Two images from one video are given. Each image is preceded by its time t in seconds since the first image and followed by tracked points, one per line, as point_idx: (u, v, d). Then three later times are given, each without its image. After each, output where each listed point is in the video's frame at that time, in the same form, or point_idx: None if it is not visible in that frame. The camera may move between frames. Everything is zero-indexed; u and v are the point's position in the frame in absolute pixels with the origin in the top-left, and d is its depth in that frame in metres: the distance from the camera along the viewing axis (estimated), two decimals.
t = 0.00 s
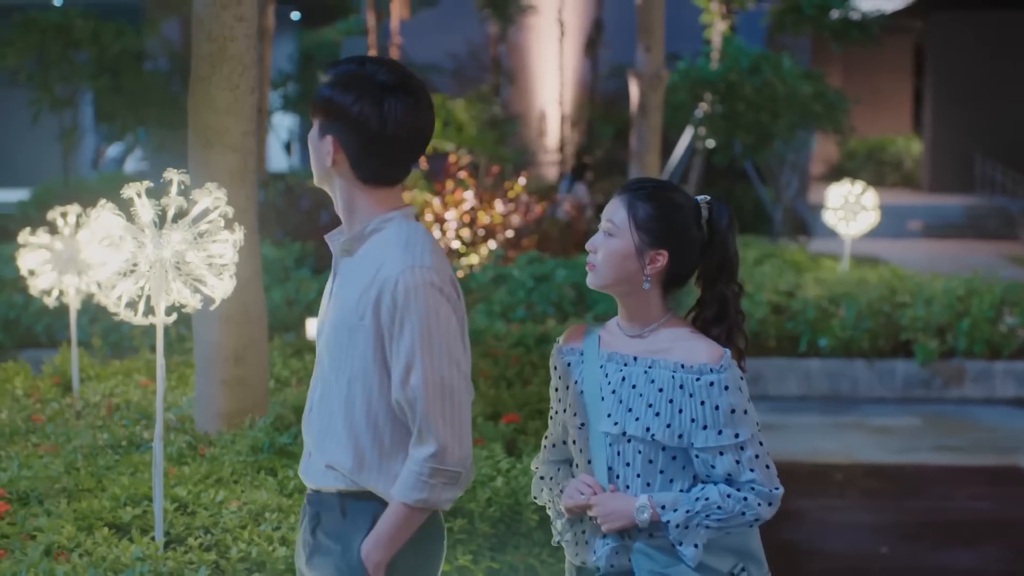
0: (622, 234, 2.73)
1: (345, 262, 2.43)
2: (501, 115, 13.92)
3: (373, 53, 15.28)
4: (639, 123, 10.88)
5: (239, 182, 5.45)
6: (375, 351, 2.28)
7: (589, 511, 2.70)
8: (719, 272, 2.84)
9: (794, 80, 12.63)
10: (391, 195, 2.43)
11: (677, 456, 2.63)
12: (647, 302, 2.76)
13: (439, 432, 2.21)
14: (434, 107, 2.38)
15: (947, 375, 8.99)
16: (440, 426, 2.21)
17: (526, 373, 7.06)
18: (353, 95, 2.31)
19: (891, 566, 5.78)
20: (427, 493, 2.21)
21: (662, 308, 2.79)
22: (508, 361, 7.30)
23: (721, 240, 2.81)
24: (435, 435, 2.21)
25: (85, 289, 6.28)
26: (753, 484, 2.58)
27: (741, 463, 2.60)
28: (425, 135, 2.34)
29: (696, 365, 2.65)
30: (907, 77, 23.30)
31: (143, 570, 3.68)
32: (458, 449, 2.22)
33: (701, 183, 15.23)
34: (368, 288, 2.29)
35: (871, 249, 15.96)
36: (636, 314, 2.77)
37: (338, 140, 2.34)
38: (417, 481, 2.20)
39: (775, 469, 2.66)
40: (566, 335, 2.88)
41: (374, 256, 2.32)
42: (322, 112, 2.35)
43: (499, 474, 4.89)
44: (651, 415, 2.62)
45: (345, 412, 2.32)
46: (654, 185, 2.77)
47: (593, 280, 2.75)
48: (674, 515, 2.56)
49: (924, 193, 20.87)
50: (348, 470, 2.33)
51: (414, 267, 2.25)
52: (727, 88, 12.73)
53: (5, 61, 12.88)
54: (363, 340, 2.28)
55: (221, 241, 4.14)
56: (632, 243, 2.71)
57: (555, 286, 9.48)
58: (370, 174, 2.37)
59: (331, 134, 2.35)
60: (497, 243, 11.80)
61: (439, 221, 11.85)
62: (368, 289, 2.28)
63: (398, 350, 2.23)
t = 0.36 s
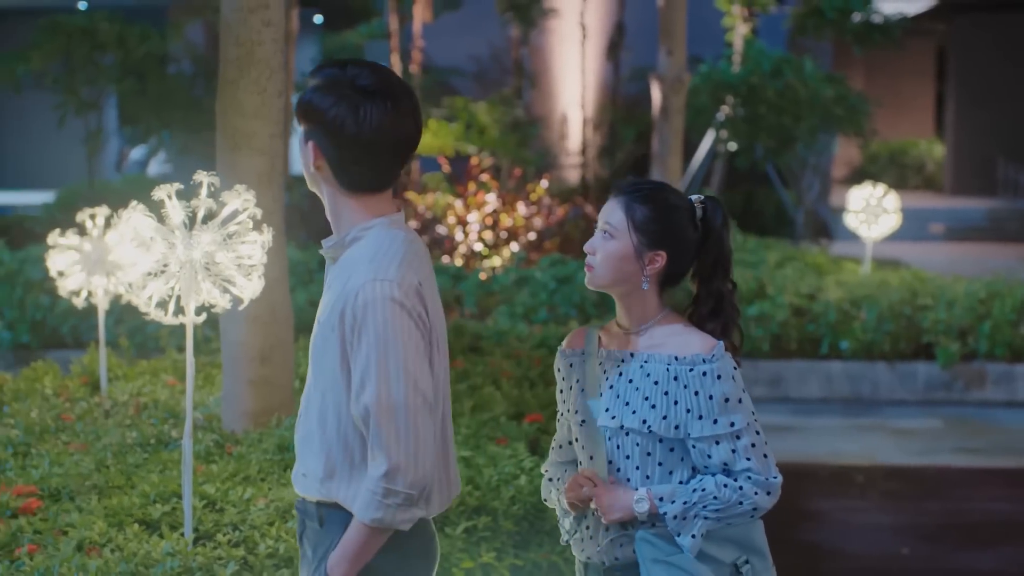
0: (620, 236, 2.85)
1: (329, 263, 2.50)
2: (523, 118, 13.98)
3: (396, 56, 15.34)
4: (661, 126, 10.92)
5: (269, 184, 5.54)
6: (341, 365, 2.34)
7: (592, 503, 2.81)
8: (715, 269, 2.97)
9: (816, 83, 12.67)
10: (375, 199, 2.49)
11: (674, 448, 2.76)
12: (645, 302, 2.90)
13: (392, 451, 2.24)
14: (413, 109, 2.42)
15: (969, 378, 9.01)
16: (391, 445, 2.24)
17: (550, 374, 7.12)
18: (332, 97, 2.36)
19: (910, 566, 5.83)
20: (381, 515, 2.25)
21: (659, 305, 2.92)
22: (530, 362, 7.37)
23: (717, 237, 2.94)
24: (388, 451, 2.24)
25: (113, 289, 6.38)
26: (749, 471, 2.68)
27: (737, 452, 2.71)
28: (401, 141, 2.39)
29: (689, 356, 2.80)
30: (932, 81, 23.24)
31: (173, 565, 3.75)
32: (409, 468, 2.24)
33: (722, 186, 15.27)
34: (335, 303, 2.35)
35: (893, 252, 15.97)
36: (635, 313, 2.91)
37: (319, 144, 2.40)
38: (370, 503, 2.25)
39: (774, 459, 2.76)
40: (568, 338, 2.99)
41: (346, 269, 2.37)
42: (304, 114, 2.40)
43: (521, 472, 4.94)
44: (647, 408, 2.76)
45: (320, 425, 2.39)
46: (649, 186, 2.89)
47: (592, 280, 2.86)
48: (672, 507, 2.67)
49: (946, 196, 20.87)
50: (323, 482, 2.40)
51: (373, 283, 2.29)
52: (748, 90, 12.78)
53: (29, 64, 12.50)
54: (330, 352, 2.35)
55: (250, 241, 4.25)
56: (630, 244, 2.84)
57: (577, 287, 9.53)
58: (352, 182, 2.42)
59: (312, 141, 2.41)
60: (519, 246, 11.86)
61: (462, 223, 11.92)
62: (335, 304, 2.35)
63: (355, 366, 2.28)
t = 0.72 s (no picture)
0: (630, 241, 2.90)
1: (331, 265, 2.44)
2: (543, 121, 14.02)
3: (416, 59, 15.39)
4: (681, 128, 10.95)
5: (293, 187, 5.62)
6: (352, 365, 2.29)
7: (602, 502, 2.87)
8: (720, 269, 3.05)
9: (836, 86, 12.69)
10: (382, 192, 2.42)
11: (682, 448, 2.84)
12: (652, 305, 2.96)
13: (405, 456, 2.18)
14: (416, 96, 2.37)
15: (988, 380, 9.05)
16: (403, 447, 2.19)
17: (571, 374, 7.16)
18: (337, 88, 2.30)
19: (928, 566, 5.87)
20: (387, 520, 2.19)
21: (667, 306, 2.98)
22: (550, 363, 7.42)
23: (722, 238, 3.02)
24: (400, 456, 2.19)
25: (139, 290, 6.45)
26: (758, 469, 2.74)
27: (745, 450, 2.76)
28: (408, 129, 2.33)
29: (694, 357, 2.88)
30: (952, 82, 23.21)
31: (202, 560, 3.82)
32: (422, 475, 2.19)
33: (742, 189, 15.29)
34: (350, 298, 2.30)
35: (912, 255, 15.95)
36: (646, 316, 2.97)
37: (324, 140, 2.34)
38: (376, 506, 2.19)
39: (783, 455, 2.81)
40: (580, 340, 3.07)
41: (358, 264, 2.32)
42: (306, 110, 2.34)
43: (542, 471, 5.00)
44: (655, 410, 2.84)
45: (324, 423, 2.34)
46: (653, 188, 2.94)
47: (601, 284, 2.93)
48: (682, 505, 2.73)
49: (967, 200, 20.82)
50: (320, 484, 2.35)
51: (394, 280, 2.25)
52: (768, 93, 12.83)
53: (52, 67, 12.55)
54: (343, 351, 2.30)
55: (275, 244, 4.36)
56: (640, 248, 2.89)
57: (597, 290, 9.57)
58: (359, 173, 2.36)
59: (315, 135, 2.35)
60: (539, 248, 11.91)
61: (482, 226, 11.97)
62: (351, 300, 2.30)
63: (370, 364, 2.23)
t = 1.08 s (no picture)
0: (653, 244, 2.91)
1: (344, 277, 2.36)
2: (563, 124, 14.06)
3: (437, 62, 15.46)
4: (701, 131, 10.99)
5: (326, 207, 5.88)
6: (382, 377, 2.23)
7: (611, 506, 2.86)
8: (741, 270, 3.06)
9: (856, 89, 12.71)
10: (391, 196, 2.38)
11: (693, 456, 2.83)
12: (672, 308, 2.96)
13: (446, 472, 2.14)
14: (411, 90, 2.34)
15: (1008, 382, 9.07)
16: (442, 462, 2.14)
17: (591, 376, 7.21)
18: (345, 91, 2.26)
19: (946, 567, 5.91)
20: (426, 534, 2.14)
21: (688, 310, 2.98)
22: (571, 364, 7.48)
23: (743, 239, 3.03)
24: (442, 470, 2.15)
25: (165, 291, 6.53)
26: (763, 486, 2.73)
27: (753, 463, 2.76)
28: (414, 121, 2.30)
29: (711, 365, 2.87)
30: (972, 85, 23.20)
31: (230, 557, 3.87)
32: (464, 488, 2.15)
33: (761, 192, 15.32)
34: (378, 308, 2.24)
35: (932, 258, 15.96)
36: (667, 319, 2.97)
37: (336, 146, 2.29)
38: (414, 521, 2.14)
39: (792, 472, 2.79)
40: (600, 341, 3.07)
41: (381, 274, 2.27)
42: (312, 120, 2.29)
43: (565, 471, 5.04)
44: (669, 417, 2.84)
45: (349, 435, 2.28)
46: (673, 190, 2.95)
47: (624, 288, 2.93)
48: (683, 517, 2.77)
49: (987, 203, 20.80)
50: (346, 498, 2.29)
51: (427, 289, 2.20)
52: (788, 96, 12.87)
53: (76, 70, 12.64)
54: (372, 364, 2.24)
55: (301, 245, 4.48)
56: (663, 251, 2.90)
57: (618, 292, 9.62)
58: (374, 176, 2.32)
59: (326, 144, 2.30)
60: (559, 251, 11.97)
61: (502, 228, 12.02)
62: (380, 310, 2.24)
63: (406, 377, 2.18)
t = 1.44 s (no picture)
0: (682, 244, 2.92)
1: (321, 284, 2.36)
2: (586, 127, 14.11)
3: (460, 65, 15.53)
4: (724, 133, 11.03)
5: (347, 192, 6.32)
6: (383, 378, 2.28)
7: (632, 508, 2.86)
8: (768, 268, 3.07)
9: (879, 91, 12.73)
10: (349, 200, 2.44)
11: (715, 460, 2.83)
12: (700, 308, 2.97)
13: (457, 461, 2.26)
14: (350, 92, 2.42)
15: None
16: (454, 454, 2.25)
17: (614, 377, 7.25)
18: (304, 93, 2.32)
19: (968, 567, 5.95)
20: (441, 522, 2.24)
21: (715, 311, 2.99)
22: (595, 364, 7.54)
23: (771, 239, 3.05)
24: (453, 462, 2.25)
25: (195, 291, 6.58)
26: (779, 491, 2.73)
27: (771, 470, 2.75)
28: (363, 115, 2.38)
29: (734, 370, 2.85)
30: (995, 88, 23.17)
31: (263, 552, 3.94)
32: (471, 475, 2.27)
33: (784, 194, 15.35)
34: (376, 310, 2.29)
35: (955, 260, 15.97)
36: (692, 319, 2.98)
37: (307, 149, 2.34)
38: (430, 511, 2.23)
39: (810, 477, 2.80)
40: (628, 337, 3.07)
41: (368, 276, 2.33)
42: (276, 129, 2.34)
43: (589, 469, 5.10)
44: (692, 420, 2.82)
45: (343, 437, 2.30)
46: (701, 189, 2.96)
47: (654, 289, 2.95)
48: (701, 524, 2.79)
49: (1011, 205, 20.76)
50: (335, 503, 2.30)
51: (426, 286, 2.28)
52: (811, 98, 12.90)
53: (102, 72, 12.72)
54: (371, 366, 2.29)
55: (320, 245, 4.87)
56: (693, 251, 2.91)
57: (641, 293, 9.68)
58: (339, 176, 2.38)
59: (296, 151, 2.34)
60: (582, 252, 12.02)
61: (525, 230, 12.06)
62: (379, 310, 2.30)
63: (415, 374, 2.26)
